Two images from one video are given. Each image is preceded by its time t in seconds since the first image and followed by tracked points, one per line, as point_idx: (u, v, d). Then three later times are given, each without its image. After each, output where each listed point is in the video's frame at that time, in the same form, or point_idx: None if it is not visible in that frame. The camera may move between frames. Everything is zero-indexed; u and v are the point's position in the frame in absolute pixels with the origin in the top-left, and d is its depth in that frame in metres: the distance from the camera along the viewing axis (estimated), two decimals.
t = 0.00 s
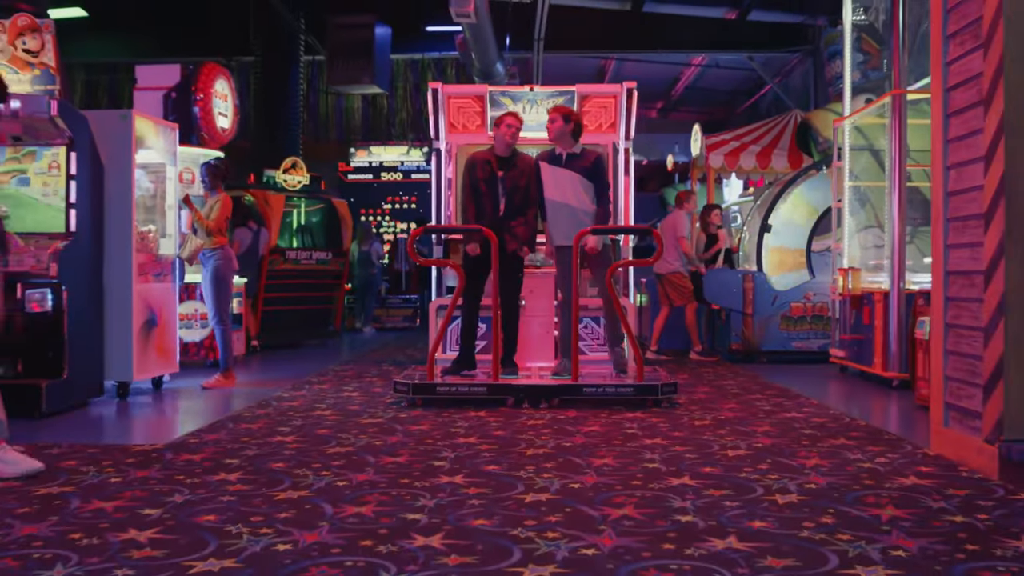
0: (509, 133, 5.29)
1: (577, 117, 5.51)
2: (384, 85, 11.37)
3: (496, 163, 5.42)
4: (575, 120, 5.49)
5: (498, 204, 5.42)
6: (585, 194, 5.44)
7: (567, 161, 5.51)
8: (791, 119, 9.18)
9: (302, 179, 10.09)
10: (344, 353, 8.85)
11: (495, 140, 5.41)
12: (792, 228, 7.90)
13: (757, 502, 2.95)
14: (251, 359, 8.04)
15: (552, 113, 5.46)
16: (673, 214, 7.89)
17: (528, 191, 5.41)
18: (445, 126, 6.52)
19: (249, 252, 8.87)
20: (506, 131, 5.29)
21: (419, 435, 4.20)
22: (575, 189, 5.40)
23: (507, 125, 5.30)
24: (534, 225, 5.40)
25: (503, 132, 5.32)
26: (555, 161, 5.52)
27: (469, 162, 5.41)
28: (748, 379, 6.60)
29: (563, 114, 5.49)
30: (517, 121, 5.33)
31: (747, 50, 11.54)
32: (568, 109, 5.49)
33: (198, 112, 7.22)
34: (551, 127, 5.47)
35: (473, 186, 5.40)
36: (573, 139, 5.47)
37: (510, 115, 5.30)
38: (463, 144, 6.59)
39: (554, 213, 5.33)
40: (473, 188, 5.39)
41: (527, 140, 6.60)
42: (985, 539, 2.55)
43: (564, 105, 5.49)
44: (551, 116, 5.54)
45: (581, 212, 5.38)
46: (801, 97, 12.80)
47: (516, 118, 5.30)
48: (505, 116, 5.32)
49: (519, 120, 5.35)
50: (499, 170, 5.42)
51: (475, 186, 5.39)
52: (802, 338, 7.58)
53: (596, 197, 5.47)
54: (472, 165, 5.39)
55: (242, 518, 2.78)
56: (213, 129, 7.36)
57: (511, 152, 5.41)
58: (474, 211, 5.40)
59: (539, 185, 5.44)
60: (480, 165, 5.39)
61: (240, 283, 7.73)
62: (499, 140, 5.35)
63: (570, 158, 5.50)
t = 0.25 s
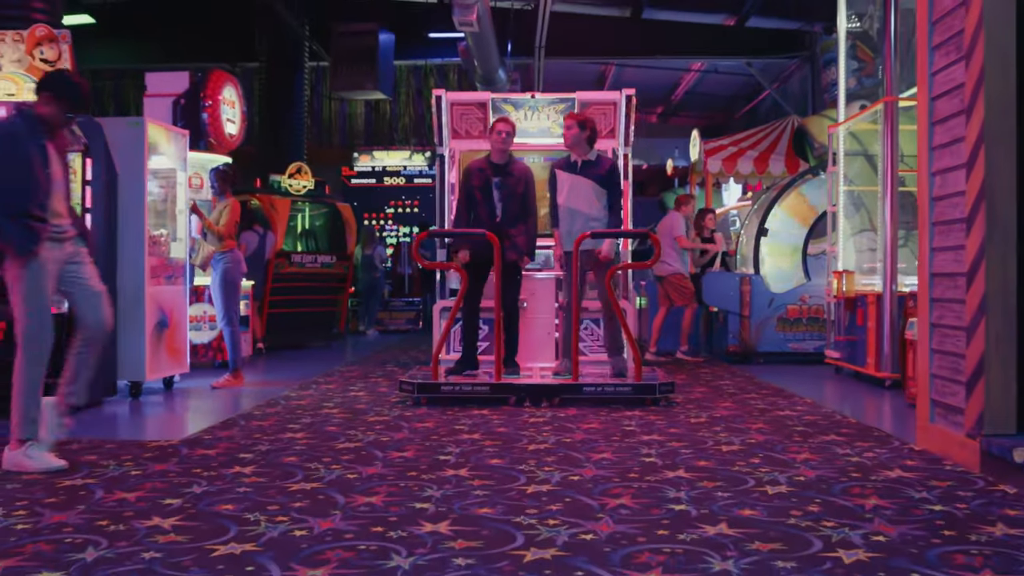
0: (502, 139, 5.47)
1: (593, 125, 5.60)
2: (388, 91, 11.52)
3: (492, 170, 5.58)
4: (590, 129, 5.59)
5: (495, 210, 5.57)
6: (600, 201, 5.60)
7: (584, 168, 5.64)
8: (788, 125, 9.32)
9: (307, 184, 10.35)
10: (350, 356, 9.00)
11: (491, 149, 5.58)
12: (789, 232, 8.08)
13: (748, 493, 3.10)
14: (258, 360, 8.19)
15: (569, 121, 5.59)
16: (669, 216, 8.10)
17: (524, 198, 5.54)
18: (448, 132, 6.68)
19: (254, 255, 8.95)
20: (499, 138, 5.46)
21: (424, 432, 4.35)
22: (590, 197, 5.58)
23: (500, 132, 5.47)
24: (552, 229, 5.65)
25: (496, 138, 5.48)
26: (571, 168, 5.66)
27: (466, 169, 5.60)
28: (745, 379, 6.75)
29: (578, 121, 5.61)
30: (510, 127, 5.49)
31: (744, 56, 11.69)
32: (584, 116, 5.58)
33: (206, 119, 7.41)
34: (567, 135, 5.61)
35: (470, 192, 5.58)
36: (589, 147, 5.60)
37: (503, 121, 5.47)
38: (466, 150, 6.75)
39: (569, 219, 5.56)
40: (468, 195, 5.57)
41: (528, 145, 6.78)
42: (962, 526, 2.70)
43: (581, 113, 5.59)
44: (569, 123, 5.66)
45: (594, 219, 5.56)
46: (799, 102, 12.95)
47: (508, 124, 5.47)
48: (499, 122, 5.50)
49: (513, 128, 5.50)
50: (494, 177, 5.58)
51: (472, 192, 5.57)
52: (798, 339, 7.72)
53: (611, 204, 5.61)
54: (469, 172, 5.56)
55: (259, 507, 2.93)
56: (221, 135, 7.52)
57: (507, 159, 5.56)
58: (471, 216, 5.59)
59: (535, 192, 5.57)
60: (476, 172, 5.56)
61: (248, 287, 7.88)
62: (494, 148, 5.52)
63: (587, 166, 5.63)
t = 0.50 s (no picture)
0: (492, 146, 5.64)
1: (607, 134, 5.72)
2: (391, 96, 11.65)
3: (483, 176, 5.74)
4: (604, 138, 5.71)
5: (488, 215, 5.74)
6: (610, 209, 5.76)
7: (597, 175, 5.75)
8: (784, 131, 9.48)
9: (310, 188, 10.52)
10: (352, 357, 9.16)
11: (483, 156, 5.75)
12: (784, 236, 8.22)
13: (738, 486, 3.25)
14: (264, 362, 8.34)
15: (584, 128, 5.69)
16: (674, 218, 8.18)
17: (516, 203, 5.70)
18: (450, 139, 6.84)
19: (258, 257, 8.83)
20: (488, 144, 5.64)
21: (428, 430, 4.51)
22: (601, 203, 5.74)
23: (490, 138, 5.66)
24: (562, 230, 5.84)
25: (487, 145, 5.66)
26: (582, 174, 5.77)
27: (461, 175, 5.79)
28: (739, 380, 6.91)
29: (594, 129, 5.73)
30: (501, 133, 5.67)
31: (741, 62, 11.85)
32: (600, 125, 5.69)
33: (213, 125, 7.54)
34: (580, 143, 5.72)
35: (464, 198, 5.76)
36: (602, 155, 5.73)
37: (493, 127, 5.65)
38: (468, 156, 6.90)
39: (580, 222, 5.76)
40: (462, 201, 5.76)
41: (529, 151, 6.93)
42: (938, 516, 2.86)
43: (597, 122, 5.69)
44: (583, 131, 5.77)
45: (603, 225, 5.74)
46: (796, 107, 13.11)
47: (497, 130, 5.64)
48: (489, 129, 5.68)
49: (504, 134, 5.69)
50: (486, 183, 5.73)
51: (466, 197, 5.76)
52: (792, 341, 7.88)
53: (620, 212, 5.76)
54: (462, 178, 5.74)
55: (273, 499, 3.08)
56: (228, 141, 7.68)
57: (499, 165, 5.72)
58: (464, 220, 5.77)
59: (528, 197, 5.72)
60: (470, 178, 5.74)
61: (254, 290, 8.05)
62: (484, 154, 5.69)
63: (600, 173, 5.74)
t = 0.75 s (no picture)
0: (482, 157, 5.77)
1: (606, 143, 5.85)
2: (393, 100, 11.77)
3: (474, 186, 5.91)
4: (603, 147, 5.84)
5: (479, 223, 5.91)
6: (609, 216, 5.90)
7: (596, 183, 5.90)
8: (779, 135, 9.65)
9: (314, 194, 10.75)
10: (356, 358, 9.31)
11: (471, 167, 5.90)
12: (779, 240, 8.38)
13: (729, 481, 3.41)
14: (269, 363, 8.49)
15: (584, 137, 5.83)
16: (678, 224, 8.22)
17: (506, 212, 5.87)
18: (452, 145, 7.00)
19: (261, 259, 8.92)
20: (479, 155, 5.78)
21: (432, 428, 4.67)
22: (600, 211, 5.88)
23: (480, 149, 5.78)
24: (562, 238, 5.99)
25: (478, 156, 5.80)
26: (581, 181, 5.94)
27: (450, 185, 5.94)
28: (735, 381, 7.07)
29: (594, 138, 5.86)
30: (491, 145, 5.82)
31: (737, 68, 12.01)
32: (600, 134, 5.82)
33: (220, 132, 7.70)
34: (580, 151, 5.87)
35: (455, 209, 5.93)
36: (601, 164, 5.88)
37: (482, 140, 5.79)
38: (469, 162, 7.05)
39: (579, 229, 5.92)
40: (453, 211, 5.92)
41: (529, 157, 7.09)
42: (918, 508, 3.02)
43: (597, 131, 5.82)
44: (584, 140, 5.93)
45: (601, 231, 5.88)
46: (793, 112, 13.26)
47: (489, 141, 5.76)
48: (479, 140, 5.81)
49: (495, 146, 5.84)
50: (476, 194, 5.90)
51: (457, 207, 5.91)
52: (788, 343, 8.04)
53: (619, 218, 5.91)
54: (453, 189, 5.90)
55: (286, 492, 3.24)
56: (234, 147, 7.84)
57: (488, 176, 5.88)
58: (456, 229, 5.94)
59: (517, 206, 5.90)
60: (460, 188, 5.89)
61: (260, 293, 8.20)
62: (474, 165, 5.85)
63: (599, 181, 5.89)
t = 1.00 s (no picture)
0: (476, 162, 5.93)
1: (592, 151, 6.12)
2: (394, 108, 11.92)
3: (468, 189, 6.06)
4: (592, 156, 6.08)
5: (471, 225, 6.07)
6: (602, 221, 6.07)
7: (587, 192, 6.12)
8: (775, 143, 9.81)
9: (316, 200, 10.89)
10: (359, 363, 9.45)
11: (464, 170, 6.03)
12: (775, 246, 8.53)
13: (721, 479, 3.55)
14: (275, 368, 8.63)
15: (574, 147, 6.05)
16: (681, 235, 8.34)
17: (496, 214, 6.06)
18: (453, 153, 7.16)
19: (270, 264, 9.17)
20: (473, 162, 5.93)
21: (435, 429, 4.81)
22: (593, 217, 6.04)
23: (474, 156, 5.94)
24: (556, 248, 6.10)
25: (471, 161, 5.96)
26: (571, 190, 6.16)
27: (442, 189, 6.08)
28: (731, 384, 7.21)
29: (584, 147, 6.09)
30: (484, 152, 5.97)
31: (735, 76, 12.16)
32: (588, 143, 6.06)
33: (226, 140, 7.86)
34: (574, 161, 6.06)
35: (449, 211, 6.08)
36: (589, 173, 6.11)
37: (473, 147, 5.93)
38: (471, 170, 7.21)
39: (573, 238, 6.06)
40: (447, 213, 6.07)
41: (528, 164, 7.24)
42: (900, 503, 3.16)
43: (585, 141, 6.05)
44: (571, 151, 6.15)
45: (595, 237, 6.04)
46: (790, 119, 13.41)
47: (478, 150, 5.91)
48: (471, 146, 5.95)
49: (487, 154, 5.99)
50: (469, 197, 6.06)
51: (451, 210, 6.07)
52: (783, 347, 8.17)
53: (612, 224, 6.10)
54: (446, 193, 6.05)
55: (297, 489, 3.39)
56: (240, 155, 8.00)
57: (482, 179, 6.03)
58: (451, 232, 6.09)
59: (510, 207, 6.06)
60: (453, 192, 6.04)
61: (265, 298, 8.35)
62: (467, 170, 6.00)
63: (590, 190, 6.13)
